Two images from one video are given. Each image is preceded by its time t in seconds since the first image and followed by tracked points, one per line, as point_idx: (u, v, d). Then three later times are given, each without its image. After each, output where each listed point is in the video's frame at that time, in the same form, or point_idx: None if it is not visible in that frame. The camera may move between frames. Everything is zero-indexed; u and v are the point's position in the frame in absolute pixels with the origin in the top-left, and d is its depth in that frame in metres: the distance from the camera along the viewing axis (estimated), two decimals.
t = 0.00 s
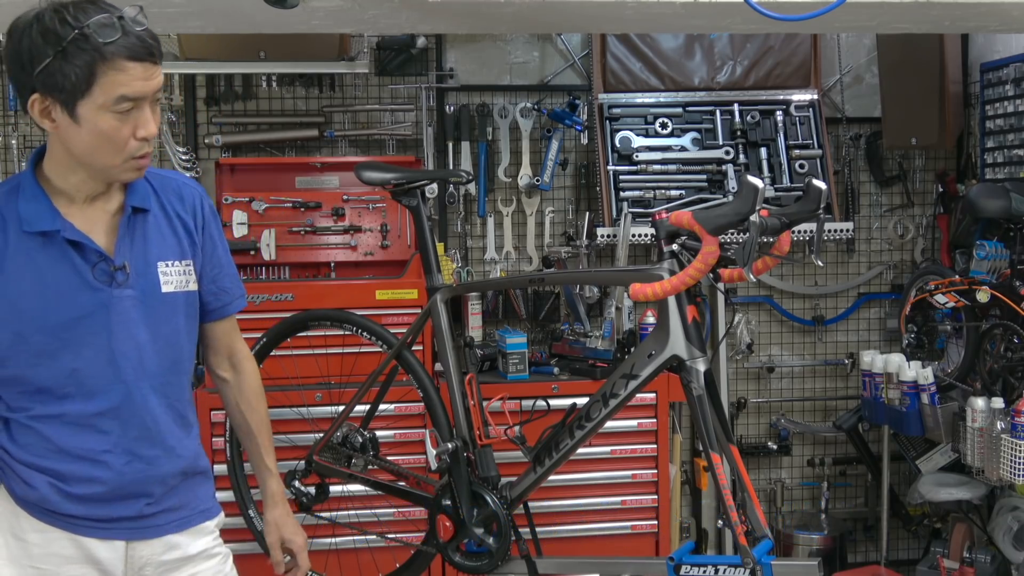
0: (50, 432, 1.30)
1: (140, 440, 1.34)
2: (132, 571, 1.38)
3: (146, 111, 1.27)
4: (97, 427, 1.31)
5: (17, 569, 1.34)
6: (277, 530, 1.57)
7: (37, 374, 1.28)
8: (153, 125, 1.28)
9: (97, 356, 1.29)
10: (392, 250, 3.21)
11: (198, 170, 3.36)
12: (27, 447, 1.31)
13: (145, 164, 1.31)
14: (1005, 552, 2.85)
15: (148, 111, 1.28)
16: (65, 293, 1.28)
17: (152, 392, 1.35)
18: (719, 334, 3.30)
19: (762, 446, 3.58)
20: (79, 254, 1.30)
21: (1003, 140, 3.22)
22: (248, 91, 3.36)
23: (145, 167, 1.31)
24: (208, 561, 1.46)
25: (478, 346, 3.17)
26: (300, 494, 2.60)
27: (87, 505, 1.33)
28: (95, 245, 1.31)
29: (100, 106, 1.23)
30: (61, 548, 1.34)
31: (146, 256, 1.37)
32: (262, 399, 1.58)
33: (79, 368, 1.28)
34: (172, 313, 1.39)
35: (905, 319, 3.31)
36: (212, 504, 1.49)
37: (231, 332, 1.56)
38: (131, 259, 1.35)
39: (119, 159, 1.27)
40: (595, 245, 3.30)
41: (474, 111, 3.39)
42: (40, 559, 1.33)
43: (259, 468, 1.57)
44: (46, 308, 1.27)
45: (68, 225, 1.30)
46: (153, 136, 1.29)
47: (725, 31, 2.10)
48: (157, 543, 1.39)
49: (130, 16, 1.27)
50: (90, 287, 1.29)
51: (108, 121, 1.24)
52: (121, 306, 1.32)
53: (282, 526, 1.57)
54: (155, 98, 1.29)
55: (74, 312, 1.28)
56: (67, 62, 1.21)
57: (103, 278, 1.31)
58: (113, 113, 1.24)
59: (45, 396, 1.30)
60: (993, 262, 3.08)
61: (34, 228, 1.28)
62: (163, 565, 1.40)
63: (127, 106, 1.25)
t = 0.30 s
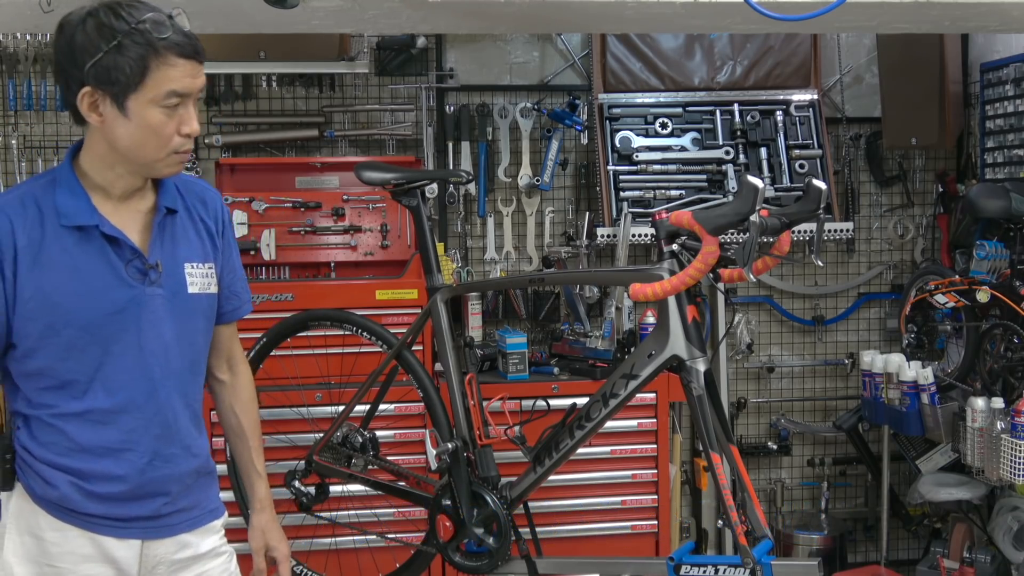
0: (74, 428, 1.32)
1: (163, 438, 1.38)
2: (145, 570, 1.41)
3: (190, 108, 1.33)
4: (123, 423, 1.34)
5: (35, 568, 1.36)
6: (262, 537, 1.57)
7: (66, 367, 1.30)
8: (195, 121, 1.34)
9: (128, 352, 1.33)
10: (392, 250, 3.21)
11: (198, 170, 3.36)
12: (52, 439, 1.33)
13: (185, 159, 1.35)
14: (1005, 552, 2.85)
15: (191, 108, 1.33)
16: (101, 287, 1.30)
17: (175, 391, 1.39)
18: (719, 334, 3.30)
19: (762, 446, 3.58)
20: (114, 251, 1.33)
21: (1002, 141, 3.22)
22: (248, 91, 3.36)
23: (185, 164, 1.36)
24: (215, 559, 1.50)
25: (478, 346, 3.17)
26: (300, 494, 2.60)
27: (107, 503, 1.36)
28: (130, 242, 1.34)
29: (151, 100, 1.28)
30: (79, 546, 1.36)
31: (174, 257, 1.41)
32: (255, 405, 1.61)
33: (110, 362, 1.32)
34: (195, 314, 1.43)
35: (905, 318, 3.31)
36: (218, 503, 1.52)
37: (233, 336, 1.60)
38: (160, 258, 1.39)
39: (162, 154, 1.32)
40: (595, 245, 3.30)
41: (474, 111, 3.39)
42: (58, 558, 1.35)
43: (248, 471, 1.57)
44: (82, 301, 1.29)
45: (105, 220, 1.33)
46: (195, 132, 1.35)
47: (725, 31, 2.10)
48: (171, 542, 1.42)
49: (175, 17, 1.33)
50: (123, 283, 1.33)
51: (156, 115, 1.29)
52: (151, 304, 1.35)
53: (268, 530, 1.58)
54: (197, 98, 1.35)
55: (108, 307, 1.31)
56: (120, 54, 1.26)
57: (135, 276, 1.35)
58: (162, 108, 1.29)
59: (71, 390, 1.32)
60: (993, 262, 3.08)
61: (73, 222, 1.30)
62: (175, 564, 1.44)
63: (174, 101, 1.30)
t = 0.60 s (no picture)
0: (118, 421, 1.27)
1: (206, 430, 1.34)
2: (183, 563, 1.36)
3: (231, 105, 1.30)
4: (166, 415, 1.30)
5: (76, 560, 1.30)
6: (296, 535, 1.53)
7: (111, 358, 1.25)
8: (234, 120, 1.31)
9: (172, 344, 1.29)
10: (392, 250, 3.21)
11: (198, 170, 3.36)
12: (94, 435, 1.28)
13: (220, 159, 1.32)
14: (1005, 552, 2.85)
15: (232, 105, 1.31)
16: (147, 278, 1.27)
17: (216, 384, 1.36)
18: (719, 334, 3.30)
19: (762, 445, 3.58)
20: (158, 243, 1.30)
21: (1003, 140, 3.22)
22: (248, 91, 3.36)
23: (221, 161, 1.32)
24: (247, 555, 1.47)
25: (478, 346, 3.17)
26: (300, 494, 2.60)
27: (151, 495, 1.31)
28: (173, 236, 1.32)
29: (192, 88, 1.26)
30: (122, 539, 1.30)
31: (214, 250, 1.38)
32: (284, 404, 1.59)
33: (154, 354, 1.28)
34: (235, 308, 1.40)
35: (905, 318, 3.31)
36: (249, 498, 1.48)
37: (264, 333, 1.57)
38: (201, 251, 1.36)
39: (199, 148, 1.29)
40: (595, 245, 3.30)
41: (474, 111, 3.39)
42: (101, 549, 1.29)
43: (279, 466, 1.55)
44: (129, 291, 1.25)
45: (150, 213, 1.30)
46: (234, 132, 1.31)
47: (725, 31, 2.10)
48: (209, 535, 1.38)
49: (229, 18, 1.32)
50: (167, 273, 1.29)
51: (195, 105, 1.26)
52: (195, 296, 1.32)
53: (299, 524, 1.54)
54: (240, 98, 1.32)
55: (155, 298, 1.27)
56: (168, 42, 1.25)
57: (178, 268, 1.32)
58: (202, 99, 1.27)
59: (115, 380, 1.27)
60: (993, 262, 3.08)
61: (119, 213, 1.26)
62: (212, 557, 1.40)
63: (215, 95, 1.28)
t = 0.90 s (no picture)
0: (191, 404, 1.28)
1: (271, 419, 1.35)
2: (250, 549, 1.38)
3: (317, 113, 1.34)
4: (235, 402, 1.30)
5: (149, 547, 1.29)
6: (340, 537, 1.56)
7: (185, 341, 1.26)
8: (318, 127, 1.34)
9: (242, 330, 1.30)
10: (392, 250, 3.21)
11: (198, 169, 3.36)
12: (165, 418, 1.29)
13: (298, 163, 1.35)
14: (1005, 552, 2.85)
15: (318, 113, 1.34)
16: (222, 264, 1.28)
17: (281, 375, 1.37)
18: (719, 334, 3.31)
19: (762, 445, 3.58)
20: (234, 232, 1.32)
21: (1002, 141, 3.22)
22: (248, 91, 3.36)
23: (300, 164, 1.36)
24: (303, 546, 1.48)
25: (478, 346, 3.17)
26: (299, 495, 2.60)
27: (220, 481, 1.31)
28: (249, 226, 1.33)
29: (285, 92, 1.30)
30: (195, 525, 1.30)
31: (283, 247, 1.40)
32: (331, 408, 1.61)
33: (225, 339, 1.28)
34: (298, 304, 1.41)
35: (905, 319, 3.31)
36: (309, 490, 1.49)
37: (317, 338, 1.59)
38: (272, 244, 1.38)
39: (284, 149, 1.32)
40: (596, 245, 3.30)
41: (474, 111, 3.40)
42: (174, 535, 1.29)
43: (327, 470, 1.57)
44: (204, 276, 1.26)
45: (228, 203, 1.32)
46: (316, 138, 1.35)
47: (726, 31, 2.10)
48: (274, 521, 1.40)
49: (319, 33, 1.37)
50: (240, 261, 1.31)
51: (286, 109, 1.30)
52: (265, 286, 1.33)
53: (345, 527, 1.57)
54: (325, 108, 1.36)
55: (228, 284, 1.28)
56: (268, 47, 1.29)
57: (250, 258, 1.33)
58: (293, 103, 1.30)
59: (188, 365, 1.27)
60: (993, 262, 3.08)
61: (199, 201, 1.29)
62: (277, 543, 1.41)
63: (305, 100, 1.32)
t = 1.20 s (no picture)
0: (250, 396, 1.30)
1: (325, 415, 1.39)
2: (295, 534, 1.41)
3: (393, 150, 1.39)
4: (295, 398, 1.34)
5: (207, 533, 1.30)
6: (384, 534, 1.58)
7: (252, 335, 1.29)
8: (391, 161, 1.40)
9: (305, 329, 1.33)
10: (392, 250, 3.21)
11: (198, 169, 3.36)
12: (226, 407, 1.31)
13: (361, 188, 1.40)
14: (1005, 552, 2.85)
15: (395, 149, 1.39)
16: (291, 266, 1.31)
17: (335, 374, 1.41)
18: (719, 334, 3.31)
19: (762, 446, 3.58)
20: (302, 236, 1.35)
21: (1002, 141, 3.22)
22: (248, 91, 3.36)
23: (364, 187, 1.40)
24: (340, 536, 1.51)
25: (478, 346, 3.17)
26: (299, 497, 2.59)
27: (274, 470, 1.34)
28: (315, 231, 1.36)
29: (375, 128, 1.34)
30: (250, 509, 1.32)
31: (341, 252, 1.44)
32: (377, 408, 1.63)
33: (290, 337, 1.31)
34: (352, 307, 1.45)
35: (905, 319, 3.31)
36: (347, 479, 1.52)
37: (365, 338, 1.61)
38: (333, 249, 1.41)
39: (357, 175, 1.36)
40: (596, 245, 3.30)
41: (474, 111, 3.40)
42: (230, 519, 1.31)
43: (372, 469, 1.59)
44: (275, 275, 1.29)
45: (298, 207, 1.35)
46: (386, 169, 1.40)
47: (726, 31, 2.10)
48: (317, 509, 1.43)
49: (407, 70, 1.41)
50: (305, 263, 1.34)
51: (371, 142, 1.34)
52: (326, 289, 1.37)
53: (389, 526, 1.59)
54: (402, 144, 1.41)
55: (296, 285, 1.31)
56: (371, 83, 1.32)
57: (314, 261, 1.36)
58: (378, 139, 1.35)
59: (250, 357, 1.30)
60: (993, 262, 3.08)
61: (273, 204, 1.31)
62: (319, 529, 1.45)
63: (388, 138, 1.36)
